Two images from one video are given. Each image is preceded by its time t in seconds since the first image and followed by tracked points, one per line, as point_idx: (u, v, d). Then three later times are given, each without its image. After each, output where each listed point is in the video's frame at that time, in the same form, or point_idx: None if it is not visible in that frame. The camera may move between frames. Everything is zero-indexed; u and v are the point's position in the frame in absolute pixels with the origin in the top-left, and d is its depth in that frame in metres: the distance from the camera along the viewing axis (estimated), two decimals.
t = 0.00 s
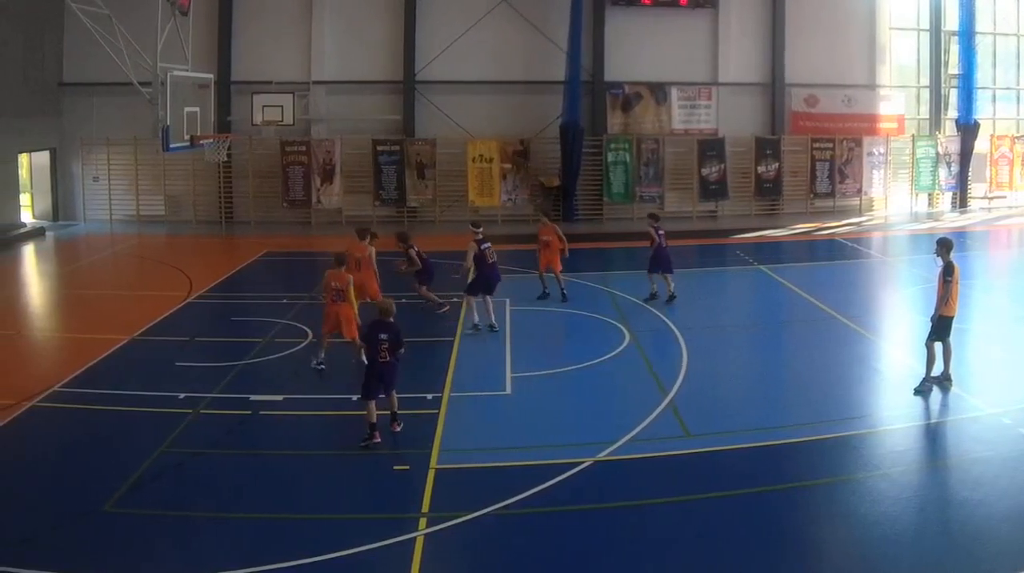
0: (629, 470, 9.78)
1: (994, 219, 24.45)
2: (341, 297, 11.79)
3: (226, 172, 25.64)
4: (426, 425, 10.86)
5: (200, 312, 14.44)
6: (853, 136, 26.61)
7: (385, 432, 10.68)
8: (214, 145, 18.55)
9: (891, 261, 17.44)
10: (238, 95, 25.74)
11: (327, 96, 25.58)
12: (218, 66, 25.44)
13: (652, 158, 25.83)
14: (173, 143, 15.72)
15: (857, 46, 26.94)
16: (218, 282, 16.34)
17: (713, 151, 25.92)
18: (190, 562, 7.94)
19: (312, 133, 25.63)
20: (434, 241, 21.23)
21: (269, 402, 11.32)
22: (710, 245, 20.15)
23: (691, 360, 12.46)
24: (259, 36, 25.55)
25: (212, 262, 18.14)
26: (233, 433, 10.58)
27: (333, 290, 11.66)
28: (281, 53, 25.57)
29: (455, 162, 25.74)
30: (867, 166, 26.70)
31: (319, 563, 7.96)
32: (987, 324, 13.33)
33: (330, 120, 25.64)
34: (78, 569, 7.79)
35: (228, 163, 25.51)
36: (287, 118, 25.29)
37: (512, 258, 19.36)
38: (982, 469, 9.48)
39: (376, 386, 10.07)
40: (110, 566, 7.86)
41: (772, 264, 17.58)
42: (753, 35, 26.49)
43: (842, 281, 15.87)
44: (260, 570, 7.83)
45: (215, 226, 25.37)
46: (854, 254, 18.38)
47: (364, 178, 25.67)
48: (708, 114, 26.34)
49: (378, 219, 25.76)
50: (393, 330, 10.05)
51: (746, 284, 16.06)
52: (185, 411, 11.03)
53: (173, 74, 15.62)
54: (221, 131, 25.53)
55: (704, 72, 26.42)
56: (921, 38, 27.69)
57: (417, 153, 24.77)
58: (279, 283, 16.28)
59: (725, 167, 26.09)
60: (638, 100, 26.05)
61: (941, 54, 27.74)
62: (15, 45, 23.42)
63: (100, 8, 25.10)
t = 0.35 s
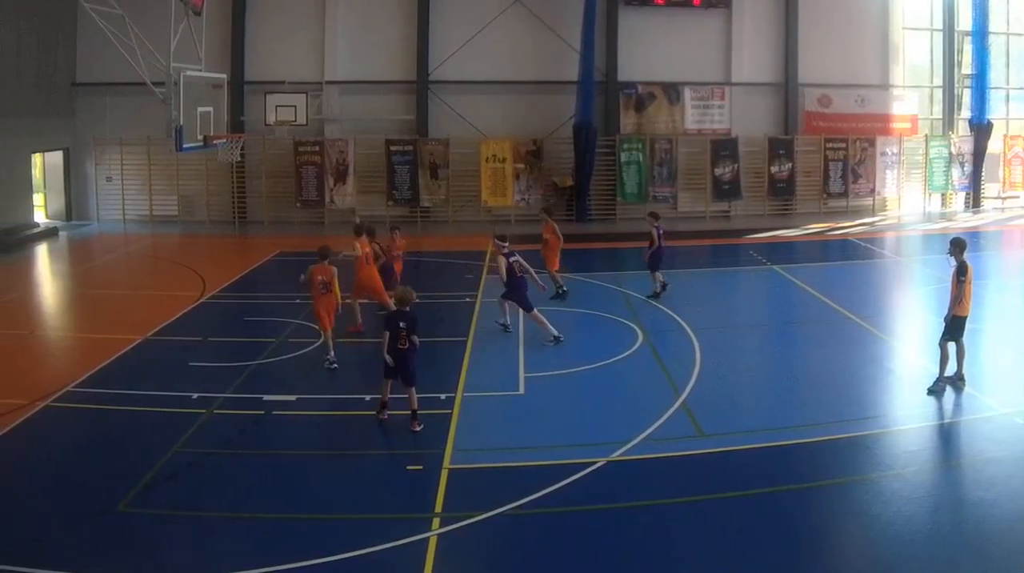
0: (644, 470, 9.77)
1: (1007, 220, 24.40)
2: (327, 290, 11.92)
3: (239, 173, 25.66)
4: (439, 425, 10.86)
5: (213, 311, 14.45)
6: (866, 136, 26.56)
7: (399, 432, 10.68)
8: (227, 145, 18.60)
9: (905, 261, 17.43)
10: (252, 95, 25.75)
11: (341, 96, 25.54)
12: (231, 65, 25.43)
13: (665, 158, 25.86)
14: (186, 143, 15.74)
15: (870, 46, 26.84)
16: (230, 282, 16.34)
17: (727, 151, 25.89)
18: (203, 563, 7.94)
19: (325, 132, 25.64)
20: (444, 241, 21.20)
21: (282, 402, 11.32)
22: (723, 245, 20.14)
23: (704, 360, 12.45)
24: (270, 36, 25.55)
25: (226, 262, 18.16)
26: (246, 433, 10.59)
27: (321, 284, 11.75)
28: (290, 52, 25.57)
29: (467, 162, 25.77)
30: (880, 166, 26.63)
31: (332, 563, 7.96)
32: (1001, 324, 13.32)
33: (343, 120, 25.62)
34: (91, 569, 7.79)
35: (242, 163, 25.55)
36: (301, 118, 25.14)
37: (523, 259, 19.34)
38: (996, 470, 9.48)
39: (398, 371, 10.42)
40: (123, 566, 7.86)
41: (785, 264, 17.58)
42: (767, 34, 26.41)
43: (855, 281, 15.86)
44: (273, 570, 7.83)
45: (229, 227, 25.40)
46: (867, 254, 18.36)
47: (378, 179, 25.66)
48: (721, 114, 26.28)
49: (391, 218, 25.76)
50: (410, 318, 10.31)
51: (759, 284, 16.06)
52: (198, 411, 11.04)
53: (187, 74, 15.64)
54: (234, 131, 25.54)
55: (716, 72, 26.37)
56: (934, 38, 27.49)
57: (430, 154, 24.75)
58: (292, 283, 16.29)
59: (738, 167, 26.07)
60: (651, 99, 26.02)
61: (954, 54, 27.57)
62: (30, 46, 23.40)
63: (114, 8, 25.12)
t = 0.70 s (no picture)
0: (658, 470, 9.78)
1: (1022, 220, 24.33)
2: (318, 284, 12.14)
3: (252, 173, 25.63)
4: (453, 424, 10.87)
5: (226, 312, 14.47)
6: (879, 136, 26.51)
7: (413, 431, 10.69)
8: (240, 145, 18.64)
9: (918, 261, 17.44)
10: (265, 95, 25.74)
11: (354, 96, 25.55)
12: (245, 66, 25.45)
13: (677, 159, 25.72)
14: (199, 144, 15.76)
15: (883, 46, 26.81)
16: (243, 282, 16.34)
17: (740, 151, 25.87)
18: (217, 563, 7.94)
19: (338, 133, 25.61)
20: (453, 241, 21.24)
21: (295, 403, 11.32)
22: (736, 245, 20.16)
23: (717, 360, 12.46)
24: (280, 37, 25.56)
25: (239, 262, 18.18)
26: (260, 433, 10.59)
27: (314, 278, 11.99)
28: (300, 52, 25.57)
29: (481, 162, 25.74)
30: (893, 166, 26.55)
31: (345, 563, 7.96)
32: (1014, 324, 13.33)
33: (357, 120, 25.60)
34: (105, 569, 7.79)
35: (255, 163, 25.49)
36: (314, 118, 25.02)
37: (535, 258, 19.35)
38: (1009, 469, 9.48)
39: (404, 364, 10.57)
40: (137, 566, 7.86)
41: (798, 264, 17.58)
42: (780, 35, 26.41)
43: (867, 281, 15.87)
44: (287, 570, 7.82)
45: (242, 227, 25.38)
46: (880, 254, 18.37)
47: (391, 179, 25.64)
48: (735, 114, 26.28)
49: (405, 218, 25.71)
50: (415, 313, 10.38)
51: (771, 284, 16.08)
52: (212, 411, 11.04)
53: (200, 75, 15.69)
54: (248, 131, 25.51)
55: (730, 72, 26.35)
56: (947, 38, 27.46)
57: (444, 153, 24.76)
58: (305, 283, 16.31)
59: (752, 167, 26.04)
60: (665, 100, 25.99)
61: (967, 54, 27.47)
62: (43, 46, 23.37)
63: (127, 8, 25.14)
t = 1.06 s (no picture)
0: (672, 469, 9.78)
1: None
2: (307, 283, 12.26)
3: (266, 172, 25.59)
4: (467, 425, 10.87)
5: (240, 311, 14.48)
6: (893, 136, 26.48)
7: (427, 432, 10.68)
8: (253, 145, 18.68)
9: (931, 261, 17.45)
10: (278, 95, 25.75)
11: (367, 95, 25.57)
12: (258, 66, 25.45)
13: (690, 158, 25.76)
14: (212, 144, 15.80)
15: (897, 45, 26.76)
16: (254, 282, 16.35)
17: (753, 151, 25.86)
18: (231, 563, 7.93)
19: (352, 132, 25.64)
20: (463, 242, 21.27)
21: (310, 402, 11.33)
22: (749, 245, 20.16)
23: (730, 360, 12.46)
24: (291, 37, 25.55)
25: (252, 262, 18.18)
26: (274, 433, 10.59)
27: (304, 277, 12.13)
28: (311, 52, 25.56)
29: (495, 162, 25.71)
30: (907, 166, 26.51)
31: (359, 563, 7.95)
32: None
33: (370, 120, 25.64)
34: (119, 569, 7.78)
35: (268, 163, 25.47)
36: (326, 118, 25.12)
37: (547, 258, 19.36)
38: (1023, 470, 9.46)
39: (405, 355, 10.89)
40: (150, 566, 7.85)
41: (812, 264, 17.58)
42: (793, 35, 26.40)
43: (881, 281, 15.88)
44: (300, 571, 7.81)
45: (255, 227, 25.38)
46: (894, 254, 18.38)
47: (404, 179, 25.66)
48: (748, 114, 26.29)
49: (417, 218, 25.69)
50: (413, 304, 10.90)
51: (784, 284, 16.08)
52: (225, 411, 11.05)
53: (213, 75, 15.72)
54: (261, 130, 25.54)
55: (743, 72, 26.34)
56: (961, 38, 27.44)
57: (457, 153, 24.72)
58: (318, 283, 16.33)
59: (765, 167, 26.01)
60: (678, 99, 26.00)
61: (981, 53, 27.38)
62: (57, 46, 23.37)
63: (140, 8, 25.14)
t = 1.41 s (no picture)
0: (685, 468, 9.79)
1: None
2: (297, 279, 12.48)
3: (279, 173, 25.64)
4: (481, 425, 10.87)
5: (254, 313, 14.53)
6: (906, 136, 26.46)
7: (440, 432, 10.68)
8: (265, 145, 18.73)
9: (944, 261, 17.45)
10: (291, 95, 25.78)
11: (380, 95, 25.57)
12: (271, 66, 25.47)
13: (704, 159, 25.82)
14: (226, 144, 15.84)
15: (911, 45, 26.71)
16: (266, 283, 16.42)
17: (766, 151, 25.85)
18: (243, 563, 7.92)
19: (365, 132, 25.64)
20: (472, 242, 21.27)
21: (323, 402, 11.35)
22: (762, 245, 20.16)
23: (743, 360, 12.46)
24: (303, 37, 25.58)
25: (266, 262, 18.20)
26: (286, 432, 10.60)
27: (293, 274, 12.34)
28: (322, 52, 25.58)
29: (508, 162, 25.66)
30: (920, 166, 26.49)
31: (372, 563, 7.94)
32: None
33: (383, 120, 25.64)
34: (132, 569, 7.77)
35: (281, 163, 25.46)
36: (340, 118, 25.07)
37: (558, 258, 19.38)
38: None
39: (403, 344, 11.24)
40: (163, 566, 7.84)
41: (825, 264, 17.59)
42: (806, 35, 26.38)
43: (894, 281, 15.89)
44: (314, 570, 7.80)
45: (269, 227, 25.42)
46: (907, 254, 18.39)
47: (416, 179, 25.69)
48: (761, 114, 26.29)
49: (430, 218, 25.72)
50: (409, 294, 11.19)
51: (797, 284, 16.09)
52: (238, 411, 11.07)
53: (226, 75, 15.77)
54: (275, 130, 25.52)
55: (756, 72, 26.33)
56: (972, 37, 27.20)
57: (470, 153, 24.73)
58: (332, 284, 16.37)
59: (778, 167, 26.00)
60: (691, 99, 26.02)
61: (995, 53, 27.29)
62: (70, 45, 23.38)
63: (153, 8, 25.17)
